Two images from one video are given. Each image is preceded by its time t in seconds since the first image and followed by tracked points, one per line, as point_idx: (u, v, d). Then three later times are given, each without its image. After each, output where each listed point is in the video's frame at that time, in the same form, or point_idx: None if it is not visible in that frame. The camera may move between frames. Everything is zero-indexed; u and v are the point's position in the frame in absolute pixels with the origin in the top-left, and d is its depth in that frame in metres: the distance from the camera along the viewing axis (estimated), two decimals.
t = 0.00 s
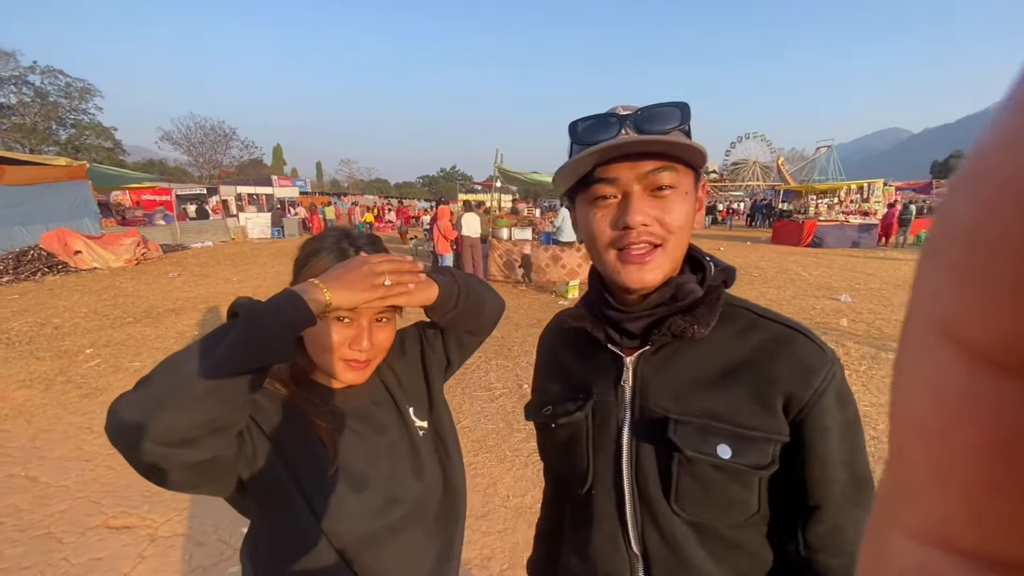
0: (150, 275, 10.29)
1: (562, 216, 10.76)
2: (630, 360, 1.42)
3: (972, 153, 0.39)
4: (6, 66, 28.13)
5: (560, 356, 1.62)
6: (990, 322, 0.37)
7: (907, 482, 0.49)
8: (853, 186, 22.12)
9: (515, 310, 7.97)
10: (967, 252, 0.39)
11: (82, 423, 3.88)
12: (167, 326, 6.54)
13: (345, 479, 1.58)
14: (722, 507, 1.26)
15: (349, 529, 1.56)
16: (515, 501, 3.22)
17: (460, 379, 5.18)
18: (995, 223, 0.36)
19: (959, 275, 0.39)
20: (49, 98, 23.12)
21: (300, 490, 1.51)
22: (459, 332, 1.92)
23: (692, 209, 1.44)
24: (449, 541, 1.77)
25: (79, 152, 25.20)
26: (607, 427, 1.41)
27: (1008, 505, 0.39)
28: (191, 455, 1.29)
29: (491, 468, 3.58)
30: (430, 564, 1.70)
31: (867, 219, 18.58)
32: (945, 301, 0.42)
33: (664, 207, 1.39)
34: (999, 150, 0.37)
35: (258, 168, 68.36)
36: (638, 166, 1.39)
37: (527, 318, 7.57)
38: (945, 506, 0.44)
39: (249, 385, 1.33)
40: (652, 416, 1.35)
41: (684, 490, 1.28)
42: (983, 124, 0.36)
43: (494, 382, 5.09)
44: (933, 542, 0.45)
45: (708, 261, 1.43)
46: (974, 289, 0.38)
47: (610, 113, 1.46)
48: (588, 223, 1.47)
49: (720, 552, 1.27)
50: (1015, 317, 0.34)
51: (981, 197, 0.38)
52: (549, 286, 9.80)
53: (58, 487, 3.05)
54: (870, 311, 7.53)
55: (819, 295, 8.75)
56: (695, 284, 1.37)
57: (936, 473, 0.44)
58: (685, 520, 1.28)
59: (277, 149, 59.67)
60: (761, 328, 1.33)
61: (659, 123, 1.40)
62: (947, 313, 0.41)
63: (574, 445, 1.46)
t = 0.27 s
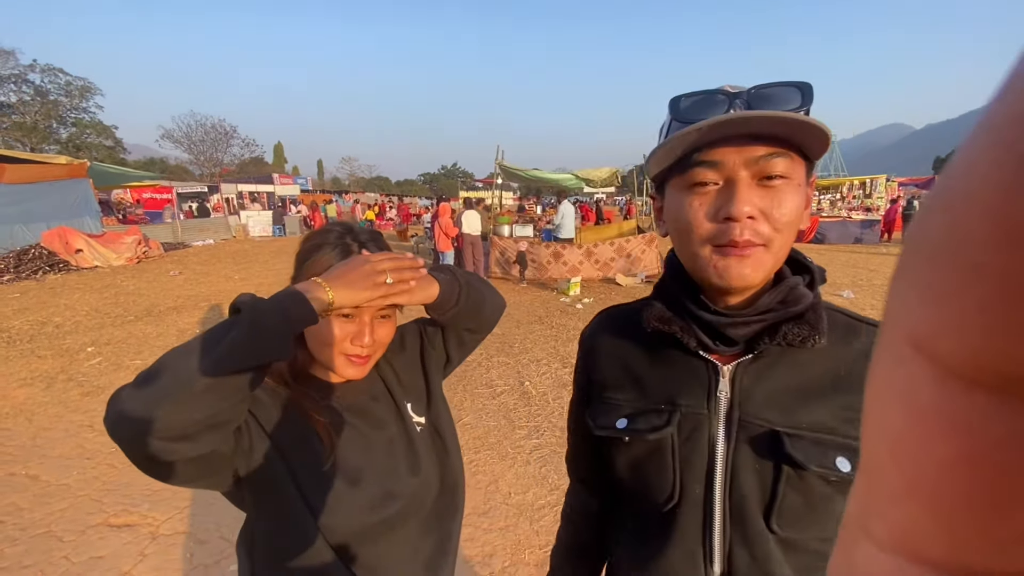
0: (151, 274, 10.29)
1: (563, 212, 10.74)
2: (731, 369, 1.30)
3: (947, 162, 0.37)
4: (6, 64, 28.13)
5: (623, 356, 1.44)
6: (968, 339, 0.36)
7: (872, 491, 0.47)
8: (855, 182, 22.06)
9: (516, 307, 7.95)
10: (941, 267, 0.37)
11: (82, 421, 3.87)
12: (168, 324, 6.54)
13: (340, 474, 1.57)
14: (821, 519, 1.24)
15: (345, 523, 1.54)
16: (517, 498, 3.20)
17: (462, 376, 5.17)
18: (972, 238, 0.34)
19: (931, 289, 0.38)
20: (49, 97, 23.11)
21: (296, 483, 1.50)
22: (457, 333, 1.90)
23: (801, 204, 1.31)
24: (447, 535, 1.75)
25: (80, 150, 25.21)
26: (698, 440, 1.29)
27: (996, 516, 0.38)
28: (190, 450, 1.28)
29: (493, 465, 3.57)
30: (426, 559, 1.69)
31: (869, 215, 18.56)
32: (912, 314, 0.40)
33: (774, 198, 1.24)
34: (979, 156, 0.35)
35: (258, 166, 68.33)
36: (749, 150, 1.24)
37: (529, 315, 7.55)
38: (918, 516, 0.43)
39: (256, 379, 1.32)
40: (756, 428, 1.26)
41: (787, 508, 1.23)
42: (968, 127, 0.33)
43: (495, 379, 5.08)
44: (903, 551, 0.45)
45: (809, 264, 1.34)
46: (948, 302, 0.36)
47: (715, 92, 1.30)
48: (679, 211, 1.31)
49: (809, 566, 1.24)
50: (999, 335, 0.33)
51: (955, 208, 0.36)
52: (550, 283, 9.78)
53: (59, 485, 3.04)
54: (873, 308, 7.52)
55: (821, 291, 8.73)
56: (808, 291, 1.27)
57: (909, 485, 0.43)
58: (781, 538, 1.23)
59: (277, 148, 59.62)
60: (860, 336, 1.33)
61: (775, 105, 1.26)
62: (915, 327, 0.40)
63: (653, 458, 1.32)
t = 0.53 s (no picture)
0: (152, 273, 10.32)
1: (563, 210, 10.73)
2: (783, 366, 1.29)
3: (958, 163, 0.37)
4: (9, 64, 28.19)
5: (665, 351, 1.42)
6: (971, 341, 0.36)
7: (871, 492, 0.47)
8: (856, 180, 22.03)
9: (517, 306, 7.96)
10: (945, 267, 0.37)
11: (84, 420, 3.89)
12: (169, 323, 6.56)
13: (339, 471, 1.57)
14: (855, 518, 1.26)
15: (341, 519, 1.55)
16: (516, 497, 3.21)
17: (462, 374, 5.18)
18: (979, 239, 0.33)
19: (936, 289, 0.37)
20: (51, 97, 23.16)
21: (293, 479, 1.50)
22: (452, 333, 1.90)
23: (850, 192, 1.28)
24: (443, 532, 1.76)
25: (82, 149, 25.27)
26: (745, 438, 1.28)
27: (1000, 516, 0.38)
28: (190, 446, 1.28)
29: (492, 464, 3.57)
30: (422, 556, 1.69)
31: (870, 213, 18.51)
32: (915, 315, 0.40)
33: (822, 186, 1.22)
34: (987, 154, 0.34)
35: (260, 165, 68.39)
36: (795, 137, 1.22)
37: (529, 313, 7.55)
38: (918, 516, 0.43)
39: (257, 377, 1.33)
40: (806, 429, 1.25)
41: (830, 507, 1.23)
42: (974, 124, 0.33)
43: (496, 377, 5.09)
44: (906, 550, 0.44)
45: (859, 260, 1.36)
46: (952, 304, 0.36)
47: (758, 84, 1.30)
48: (724, 202, 1.30)
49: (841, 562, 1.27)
50: (1005, 337, 0.33)
51: (960, 209, 0.35)
52: (551, 281, 9.78)
53: (60, 484, 3.05)
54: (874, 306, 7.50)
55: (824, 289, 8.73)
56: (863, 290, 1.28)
57: (910, 484, 0.43)
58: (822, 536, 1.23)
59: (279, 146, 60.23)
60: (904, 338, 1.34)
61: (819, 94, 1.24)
62: (919, 328, 0.39)
63: (697, 455, 1.30)
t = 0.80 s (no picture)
0: (153, 272, 10.33)
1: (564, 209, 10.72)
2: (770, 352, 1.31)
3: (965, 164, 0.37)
4: (10, 64, 28.23)
5: (665, 338, 1.45)
6: (980, 341, 0.36)
7: (886, 493, 0.47)
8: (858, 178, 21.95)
9: (518, 305, 7.96)
10: (955, 267, 0.37)
11: (85, 418, 3.90)
12: (170, 322, 6.56)
13: (337, 468, 1.57)
14: (847, 511, 1.23)
15: (340, 517, 1.55)
16: (516, 495, 3.21)
17: (462, 373, 5.18)
18: (989, 240, 0.34)
19: (946, 290, 0.38)
20: (52, 96, 23.20)
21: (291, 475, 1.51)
22: (451, 331, 1.91)
23: (840, 175, 1.29)
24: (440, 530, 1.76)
25: (83, 148, 25.30)
26: (730, 422, 1.31)
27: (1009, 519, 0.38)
28: (185, 442, 1.28)
29: (492, 462, 3.57)
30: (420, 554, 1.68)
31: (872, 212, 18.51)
32: (928, 316, 0.40)
33: (803, 173, 1.25)
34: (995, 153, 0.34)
35: (261, 164, 68.39)
36: (771, 129, 1.27)
37: (530, 312, 7.56)
38: (930, 518, 0.43)
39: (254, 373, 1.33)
40: (792, 416, 1.26)
41: (815, 496, 1.22)
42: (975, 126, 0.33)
43: (496, 376, 5.09)
44: (917, 552, 0.44)
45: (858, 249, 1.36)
46: (960, 304, 0.36)
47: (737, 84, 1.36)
48: (713, 197, 1.36)
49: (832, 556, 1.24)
50: (1009, 338, 0.33)
51: (970, 208, 0.36)
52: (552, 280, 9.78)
53: (61, 482, 3.06)
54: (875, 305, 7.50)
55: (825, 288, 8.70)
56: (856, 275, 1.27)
57: (922, 484, 0.43)
58: (805, 525, 1.22)
59: (280, 145, 60.24)
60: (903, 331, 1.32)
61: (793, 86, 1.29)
62: (931, 330, 0.40)
63: (685, 438, 1.33)
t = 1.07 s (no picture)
0: (155, 271, 10.36)
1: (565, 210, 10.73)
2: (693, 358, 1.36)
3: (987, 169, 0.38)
4: (14, 64, 28.31)
5: (606, 348, 1.54)
6: (1005, 339, 0.37)
7: (909, 497, 0.48)
8: (861, 179, 21.90)
9: (519, 305, 7.97)
10: (980, 268, 0.38)
11: (88, 418, 3.91)
12: (173, 322, 6.58)
13: (339, 467, 1.59)
14: (778, 511, 1.24)
15: (342, 516, 1.56)
16: (516, 495, 3.21)
17: (463, 373, 5.19)
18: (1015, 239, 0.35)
19: (971, 290, 0.39)
20: (56, 97, 23.27)
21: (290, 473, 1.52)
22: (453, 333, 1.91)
23: (747, 184, 1.36)
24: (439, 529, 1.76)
25: (86, 148, 25.36)
26: (660, 424, 1.37)
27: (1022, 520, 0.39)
28: (186, 438, 1.28)
29: (493, 463, 3.58)
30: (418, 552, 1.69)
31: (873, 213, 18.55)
32: (955, 316, 0.41)
33: (712, 186, 1.31)
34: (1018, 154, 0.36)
35: (263, 164, 68.51)
36: (678, 145, 1.34)
37: (531, 312, 7.56)
38: (950, 522, 0.43)
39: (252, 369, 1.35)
40: (712, 418, 1.31)
41: (741, 497, 1.25)
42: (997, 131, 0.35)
43: (497, 376, 5.10)
44: (938, 557, 0.45)
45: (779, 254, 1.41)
46: (986, 302, 0.38)
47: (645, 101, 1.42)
48: (634, 213, 1.42)
49: (771, 557, 1.25)
50: None
51: (994, 210, 0.37)
52: (553, 280, 9.79)
53: (64, 481, 3.07)
54: (877, 305, 7.51)
55: (826, 289, 8.70)
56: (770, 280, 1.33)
57: (945, 486, 0.43)
58: (737, 526, 1.25)
59: (282, 145, 60.33)
60: (832, 329, 1.31)
61: (696, 101, 1.35)
62: (957, 329, 0.41)
63: (622, 441, 1.41)
